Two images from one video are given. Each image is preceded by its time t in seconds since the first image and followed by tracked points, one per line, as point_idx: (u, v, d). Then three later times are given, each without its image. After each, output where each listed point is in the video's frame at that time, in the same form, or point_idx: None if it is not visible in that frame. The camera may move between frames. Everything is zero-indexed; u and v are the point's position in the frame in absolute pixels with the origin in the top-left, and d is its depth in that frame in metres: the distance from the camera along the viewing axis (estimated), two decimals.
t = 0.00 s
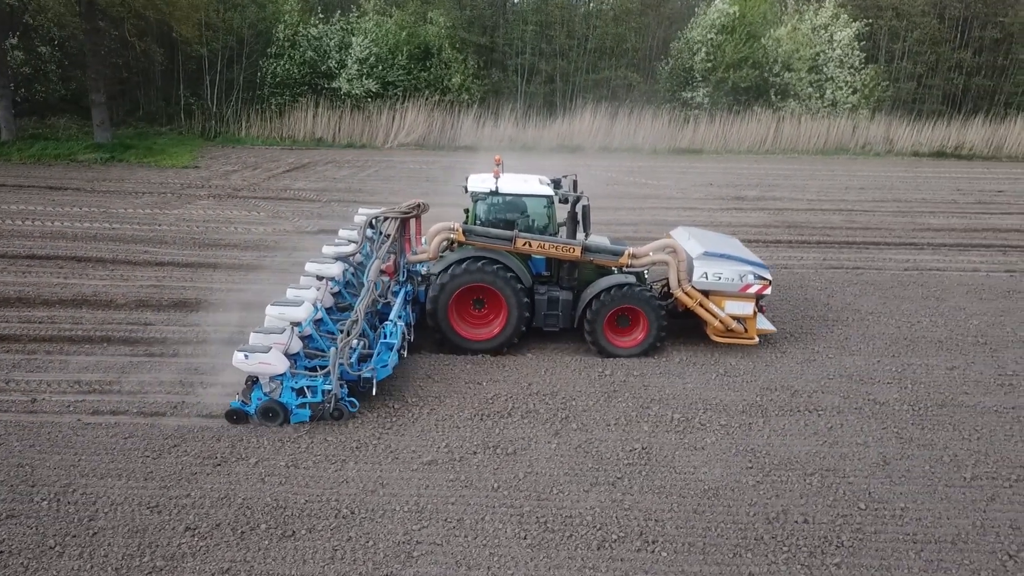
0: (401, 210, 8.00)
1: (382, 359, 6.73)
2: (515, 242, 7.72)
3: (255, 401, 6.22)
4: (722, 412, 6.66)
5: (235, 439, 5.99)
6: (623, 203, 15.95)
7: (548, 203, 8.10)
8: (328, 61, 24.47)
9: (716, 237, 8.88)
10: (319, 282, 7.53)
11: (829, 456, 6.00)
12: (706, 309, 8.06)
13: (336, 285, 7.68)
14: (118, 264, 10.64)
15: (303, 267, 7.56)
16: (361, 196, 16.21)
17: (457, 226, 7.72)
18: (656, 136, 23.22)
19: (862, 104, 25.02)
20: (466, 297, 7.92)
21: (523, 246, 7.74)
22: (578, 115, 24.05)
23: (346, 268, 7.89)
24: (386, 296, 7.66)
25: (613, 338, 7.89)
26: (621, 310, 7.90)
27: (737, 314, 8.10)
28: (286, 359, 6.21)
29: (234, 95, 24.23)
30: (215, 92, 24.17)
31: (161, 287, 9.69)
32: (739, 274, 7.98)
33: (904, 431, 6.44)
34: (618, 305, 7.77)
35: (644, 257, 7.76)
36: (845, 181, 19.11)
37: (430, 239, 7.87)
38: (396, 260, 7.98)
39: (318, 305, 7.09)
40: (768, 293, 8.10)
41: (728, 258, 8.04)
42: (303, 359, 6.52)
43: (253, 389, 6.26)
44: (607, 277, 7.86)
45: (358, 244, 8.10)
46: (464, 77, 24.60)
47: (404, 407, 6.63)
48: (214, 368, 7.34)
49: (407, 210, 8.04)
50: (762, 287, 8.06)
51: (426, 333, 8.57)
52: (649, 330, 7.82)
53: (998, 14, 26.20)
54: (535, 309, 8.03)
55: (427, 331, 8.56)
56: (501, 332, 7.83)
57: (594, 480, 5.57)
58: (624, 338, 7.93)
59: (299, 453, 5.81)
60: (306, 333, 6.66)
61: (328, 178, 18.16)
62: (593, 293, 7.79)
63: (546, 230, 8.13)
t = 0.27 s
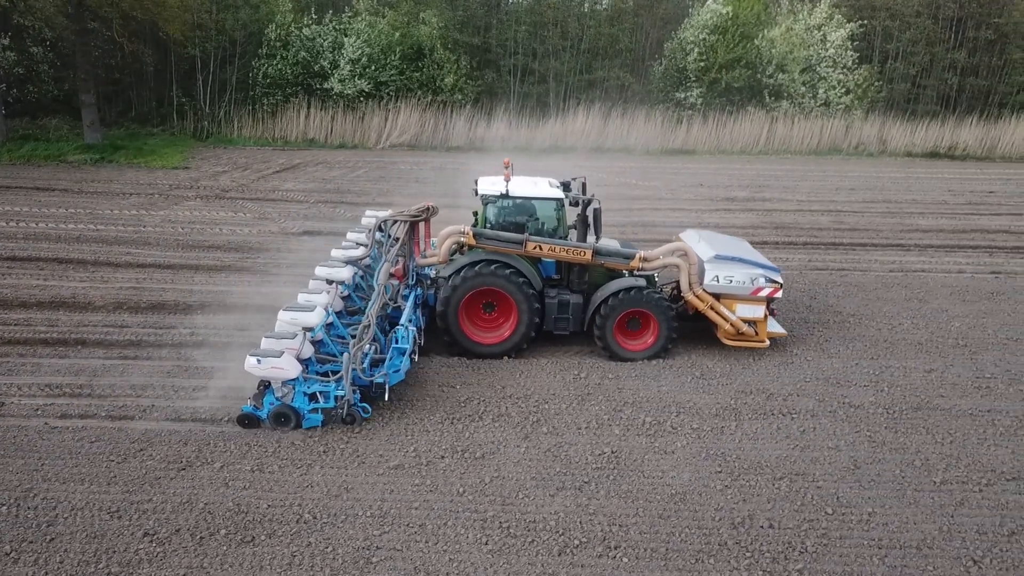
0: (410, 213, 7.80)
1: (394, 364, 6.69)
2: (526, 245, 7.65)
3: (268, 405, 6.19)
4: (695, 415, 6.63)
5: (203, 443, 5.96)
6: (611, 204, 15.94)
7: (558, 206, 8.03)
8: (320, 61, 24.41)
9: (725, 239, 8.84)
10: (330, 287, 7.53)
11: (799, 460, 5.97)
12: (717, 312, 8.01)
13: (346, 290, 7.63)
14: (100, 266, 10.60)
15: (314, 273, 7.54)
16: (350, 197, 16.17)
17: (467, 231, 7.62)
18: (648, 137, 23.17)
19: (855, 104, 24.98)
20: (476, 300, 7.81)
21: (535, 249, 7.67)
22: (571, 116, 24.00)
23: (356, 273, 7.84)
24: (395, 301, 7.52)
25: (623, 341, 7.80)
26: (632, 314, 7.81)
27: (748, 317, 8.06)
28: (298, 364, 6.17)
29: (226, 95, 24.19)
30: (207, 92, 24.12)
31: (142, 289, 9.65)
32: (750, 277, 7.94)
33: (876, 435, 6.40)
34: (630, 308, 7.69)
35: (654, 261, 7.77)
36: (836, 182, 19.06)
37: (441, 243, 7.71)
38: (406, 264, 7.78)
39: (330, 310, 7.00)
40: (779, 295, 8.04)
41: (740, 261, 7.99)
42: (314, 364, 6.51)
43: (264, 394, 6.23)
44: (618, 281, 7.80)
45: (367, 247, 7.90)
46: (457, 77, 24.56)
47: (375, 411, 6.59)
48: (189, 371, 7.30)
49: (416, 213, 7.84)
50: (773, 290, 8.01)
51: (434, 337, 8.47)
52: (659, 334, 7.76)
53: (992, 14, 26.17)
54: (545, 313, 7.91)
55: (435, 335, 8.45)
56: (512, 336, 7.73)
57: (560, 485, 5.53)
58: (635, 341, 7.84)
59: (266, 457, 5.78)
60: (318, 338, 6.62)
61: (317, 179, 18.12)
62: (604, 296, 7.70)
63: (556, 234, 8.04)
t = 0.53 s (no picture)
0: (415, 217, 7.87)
1: (401, 368, 6.64)
2: (531, 248, 7.64)
3: (274, 410, 6.17)
4: (669, 418, 6.62)
5: (172, 447, 5.92)
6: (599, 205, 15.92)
7: (564, 208, 7.98)
8: (312, 61, 24.34)
9: (731, 241, 8.83)
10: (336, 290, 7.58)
11: (771, 463, 5.94)
12: (724, 314, 8.00)
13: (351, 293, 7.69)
14: (82, 268, 10.56)
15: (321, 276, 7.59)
16: (337, 197, 16.13)
17: (473, 232, 7.62)
18: (640, 137, 23.14)
19: (847, 104, 24.96)
20: (482, 303, 7.79)
21: (541, 252, 7.65)
22: (562, 116, 23.97)
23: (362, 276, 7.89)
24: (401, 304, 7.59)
25: (630, 343, 7.80)
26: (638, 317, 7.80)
27: (755, 319, 8.02)
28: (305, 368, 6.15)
29: (217, 96, 24.14)
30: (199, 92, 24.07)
31: (122, 291, 9.61)
32: (757, 279, 7.92)
33: (850, 437, 6.38)
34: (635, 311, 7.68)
35: (661, 264, 7.74)
36: (825, 182, 19.05)
37: (446, 245, 7.73)
38: (411, 267, 7.87)
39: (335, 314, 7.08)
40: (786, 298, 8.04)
41: (747, 264, 7.98)
42: (321, 368, 6.38)
43: (271, 398, 6.21)
44: (624, 283, 7.77)
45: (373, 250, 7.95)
46: (448, 78, 24.50)
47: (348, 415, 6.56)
48: (164, 374, 7.25)
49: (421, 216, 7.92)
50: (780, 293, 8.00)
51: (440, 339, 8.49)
52: (666, 337, 7.74)
53: (984, 15, 26.19)
54: (552, 316, 7.93)
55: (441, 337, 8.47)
56: (518, 340, 7.72)
57: (529, 489, 5.50)
58: (641, 344, 7.84)
59: (235, 461, 5.74)
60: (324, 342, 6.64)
61: (306, 179, 18.07)
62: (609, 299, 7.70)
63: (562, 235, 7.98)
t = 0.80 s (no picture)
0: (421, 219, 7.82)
1: (409, 369, 6.66)
2: (538, 249, 7.59)
3: (282, 412, 6.10)
4: (644, 419, 6.60)
5: (140, 449, 5.88)
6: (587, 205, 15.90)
7: (570, 210, 7.96)
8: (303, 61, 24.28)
9: (737, 243, 8.83)
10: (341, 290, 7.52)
11: (743, 464, 5.92)
12: (730, 316, 7.99)
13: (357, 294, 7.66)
14: (62, 268, 10.50)
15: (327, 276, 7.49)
16: (325, 197, 16.07)
17: (479, 234, 7.54)
18: (631, 138, 23.11)
19: (838, 104, 24.93)
20: (488, 305, 7.75)
21: (547, 253, 7.61)
22: (553, 116, 23.94)
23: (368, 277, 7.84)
24: (407, 305, 7.61)
25: (637, 346, 7.77)
26: (645, 318, 7.76)
27: (761, 321, 8.01)
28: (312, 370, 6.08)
29: (207, 96, 24.07)
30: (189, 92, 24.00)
31: (100, 292, 9.55)
32: (764, 281, 7.91)
33: (822, 438, 6.36)
34: (642, 313, 7.65)
35: (669, 265, 7.67)
36: (814, 182, 19.03)
37: (452, 246, 7.67)
38: (417, 268, 7.84)
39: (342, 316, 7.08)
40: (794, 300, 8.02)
41: (753, 265, 7.98)
42: (328, 369, 6.43)
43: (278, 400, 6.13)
44: (631, 284, 7.73)
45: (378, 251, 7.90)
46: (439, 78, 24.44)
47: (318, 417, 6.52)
48: (138, 376, 7.20)
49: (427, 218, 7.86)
50: (787, 295, 7.98)
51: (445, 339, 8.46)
52: (673, 338, 7.71)
53: (975, 15, 26.19)
54: (558, 317, 7.89)
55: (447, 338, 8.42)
56: (524, 341, 7.68)
57: (497, 491, 5.47)
58: (647, 346, 7.81)
59: (203, 463, 5.71)
60: (330, 344, 6.65)
61: (294, 180, 18.03)
62: (615, 301, 7.67)
63: (570, 236, 7.97)
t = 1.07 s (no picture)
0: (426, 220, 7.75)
1: (416, 372, 6.58)
2: (543, 251, 7.60)
3: (289, 416, 6.08)
4: (610, 421, 6.58)
5: (101, 452, 5.83)
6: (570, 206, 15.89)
7: (574, 210, 8.00)
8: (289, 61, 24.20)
9: (744, 245, 8.80)
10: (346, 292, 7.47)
11: (706, 466, 5.90)
12: (735, 317, 7.91)
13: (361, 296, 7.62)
14: (36, 269, 10.44)
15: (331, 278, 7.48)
16: (307, 198, 16.02)
17: (484, 235, 7.52)
18: (618, 138, 23.11)
19: (825, 104, 24.93)
20: (492, 307, 7.75)
21: (552, 254, 7.61)
22: (540, 116, 23.92)
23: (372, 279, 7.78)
24: (411, 307, 7.53)
25: (642, 347, 7.77)
26: (650, 320, 7.76)
27: (767, 322, 7.96)
28: (318, 373, 6.05)
29: (193, 97, 23.98)
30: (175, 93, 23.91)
31: (73, 294, 9.49)
32: (769, 283, 7.89)
33: (787, 439, 6.35)
34: (646, 315, 7.64)
35: (675, 266, 7.65)
36: (799, 182, 19.04)
37: (456, 248, 7.65)
38: (421, 270, 7.79)
39: (347, 318, 7.02)
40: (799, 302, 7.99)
41: (758, 267, 7.95)
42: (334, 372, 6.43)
43: (284, 404, 6.11)
44: (636, 286, 7.73)
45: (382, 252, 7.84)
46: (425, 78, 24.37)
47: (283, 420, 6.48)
48: (105, 379, 7.15)
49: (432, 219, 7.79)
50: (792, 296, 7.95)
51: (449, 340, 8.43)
52: (678, 339, 7.70)
53: (961, 15, 26.25)
54: (563, 319, 7.90)
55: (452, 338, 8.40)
56: (529, 343, 7.68)
57: (456, 494, 5.44)
58: (653, 347, 7.80)
59: (162, 467, 5.66)
60: (336, 346, 6.62)
61: (278, 180, 17.96)
62: (619, 304, 7.64)
63: (574, 237, 8.03)
